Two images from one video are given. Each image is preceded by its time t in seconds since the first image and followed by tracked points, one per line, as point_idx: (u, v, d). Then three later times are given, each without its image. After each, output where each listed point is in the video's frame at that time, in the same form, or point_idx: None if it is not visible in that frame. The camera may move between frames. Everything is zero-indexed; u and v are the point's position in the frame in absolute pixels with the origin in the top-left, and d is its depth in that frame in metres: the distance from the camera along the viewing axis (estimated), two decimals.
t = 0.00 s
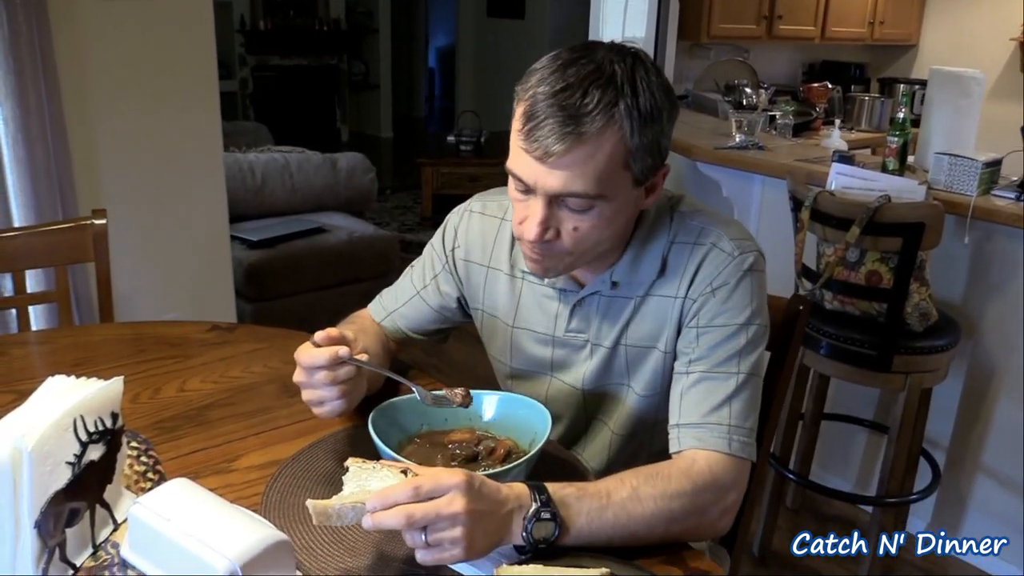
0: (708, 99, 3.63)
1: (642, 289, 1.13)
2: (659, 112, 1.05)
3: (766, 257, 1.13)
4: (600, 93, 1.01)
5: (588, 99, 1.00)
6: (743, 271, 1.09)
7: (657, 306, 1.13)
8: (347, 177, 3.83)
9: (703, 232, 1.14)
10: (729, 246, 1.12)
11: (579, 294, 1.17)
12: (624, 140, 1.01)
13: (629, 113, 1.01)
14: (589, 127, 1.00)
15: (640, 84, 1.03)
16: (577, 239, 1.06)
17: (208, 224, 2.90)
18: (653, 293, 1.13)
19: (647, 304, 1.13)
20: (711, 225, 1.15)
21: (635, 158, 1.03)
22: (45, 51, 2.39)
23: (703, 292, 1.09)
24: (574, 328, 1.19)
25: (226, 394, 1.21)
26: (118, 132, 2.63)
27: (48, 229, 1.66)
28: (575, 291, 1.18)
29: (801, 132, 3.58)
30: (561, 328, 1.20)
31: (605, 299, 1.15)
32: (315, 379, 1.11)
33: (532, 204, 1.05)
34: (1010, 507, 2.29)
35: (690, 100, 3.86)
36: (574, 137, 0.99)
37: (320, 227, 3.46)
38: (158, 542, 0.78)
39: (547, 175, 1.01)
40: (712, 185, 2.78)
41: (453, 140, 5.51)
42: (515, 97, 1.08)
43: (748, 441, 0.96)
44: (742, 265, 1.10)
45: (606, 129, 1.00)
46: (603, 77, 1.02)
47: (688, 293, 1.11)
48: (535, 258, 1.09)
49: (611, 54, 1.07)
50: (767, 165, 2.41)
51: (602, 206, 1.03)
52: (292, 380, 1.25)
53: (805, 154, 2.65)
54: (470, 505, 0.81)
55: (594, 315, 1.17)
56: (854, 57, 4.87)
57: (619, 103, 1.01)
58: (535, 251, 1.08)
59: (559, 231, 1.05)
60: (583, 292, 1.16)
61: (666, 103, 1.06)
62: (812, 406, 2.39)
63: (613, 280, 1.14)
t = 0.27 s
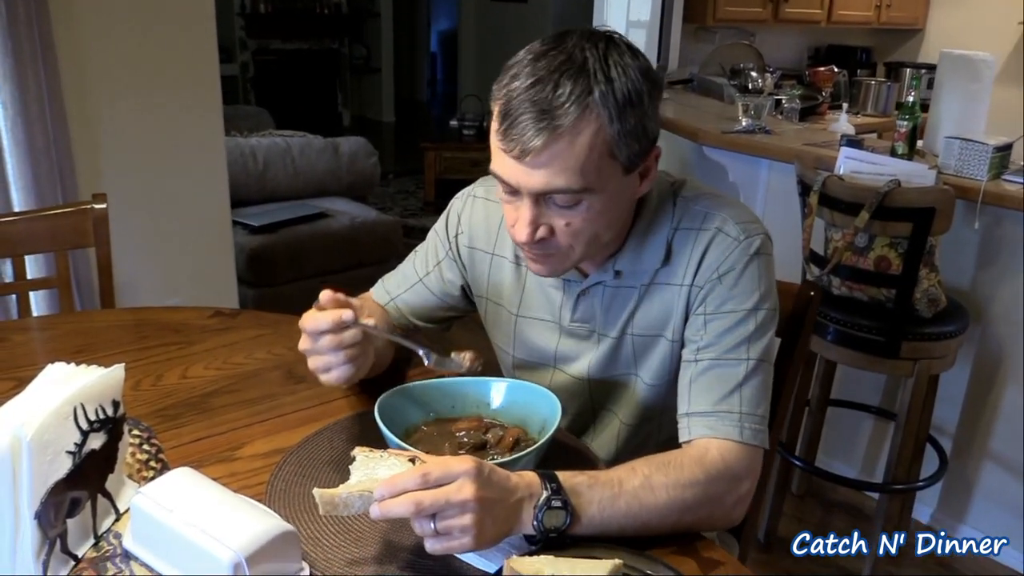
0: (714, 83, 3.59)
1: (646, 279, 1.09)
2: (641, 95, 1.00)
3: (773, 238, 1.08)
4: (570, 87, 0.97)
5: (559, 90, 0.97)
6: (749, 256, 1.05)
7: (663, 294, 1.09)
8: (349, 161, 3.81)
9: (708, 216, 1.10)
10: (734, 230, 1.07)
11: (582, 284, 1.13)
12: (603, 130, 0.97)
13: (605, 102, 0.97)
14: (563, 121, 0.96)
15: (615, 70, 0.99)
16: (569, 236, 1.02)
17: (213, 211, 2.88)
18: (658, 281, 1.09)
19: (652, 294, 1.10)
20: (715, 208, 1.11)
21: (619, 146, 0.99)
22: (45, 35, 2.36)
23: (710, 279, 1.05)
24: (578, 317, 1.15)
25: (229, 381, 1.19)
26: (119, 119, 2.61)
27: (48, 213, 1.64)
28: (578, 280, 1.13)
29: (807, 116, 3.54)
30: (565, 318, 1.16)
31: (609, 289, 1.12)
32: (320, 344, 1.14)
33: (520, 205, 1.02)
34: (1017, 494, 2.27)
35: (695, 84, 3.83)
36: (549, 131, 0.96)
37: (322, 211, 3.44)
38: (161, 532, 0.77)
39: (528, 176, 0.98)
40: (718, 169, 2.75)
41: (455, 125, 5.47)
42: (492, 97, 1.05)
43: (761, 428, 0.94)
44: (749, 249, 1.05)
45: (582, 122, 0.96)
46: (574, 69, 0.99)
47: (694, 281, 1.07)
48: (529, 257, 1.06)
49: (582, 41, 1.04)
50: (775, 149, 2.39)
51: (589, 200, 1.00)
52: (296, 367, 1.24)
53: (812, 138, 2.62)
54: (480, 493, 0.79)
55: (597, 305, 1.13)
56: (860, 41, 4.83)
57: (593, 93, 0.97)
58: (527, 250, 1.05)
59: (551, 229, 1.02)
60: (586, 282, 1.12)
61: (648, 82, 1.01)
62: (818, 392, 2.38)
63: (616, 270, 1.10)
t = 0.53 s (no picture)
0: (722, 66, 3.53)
1: (654, 269, 1.03)
2: (618, 73, 0.93)
3: (788, 222, 1.01)
4: (539, 62, 0.91)
5: (526, 69, 0.91)
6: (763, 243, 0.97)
7: (673, 286, 1.02)
8: (352, 146, 3.76)
9: (718, 202, 1.02)
10: (747, 216, 1.00)
11: (586, 276, 1.07)
12: (575, 108, 0.91)
13: (576, 78, 0.91)
14: (530, 98, 0.90)
15: (588, 46, 0.92)
16: (550, 226, 0.96)
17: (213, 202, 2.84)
18: (666, 272, 1.03)
19: (662, 285, 1.03)
20: (726, 192, 1.03)
21: (595, 127, 0.92)
22: (41, 21, 2.31)
23: (723, 268, 0.98)
24: (582, 312, 1.08)
25: (230, 373, 1.15)
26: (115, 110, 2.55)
27: (46, 200, 1.60)
28: (582, 274, 1.07)
29: (817, 99, 3.49)
30: (570, 311, 1.09)
31: (614, 280, 1.05)
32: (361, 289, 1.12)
33: (498, 193, 0.95)
34: None
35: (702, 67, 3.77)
36: (514, 112, 0.90)
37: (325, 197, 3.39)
38: (161, 535, 0.73)
39: (500, 159, 0.92)
40: (728, 153, 2.70)
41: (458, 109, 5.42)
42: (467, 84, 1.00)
43: (784, 424, 0.89)
44: (763, 235, 0.98)
45: (551, 99, 0.90)
46: (542, 45, 0.93)
47: (707, 271, 1.00)
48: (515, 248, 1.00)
49: (559, 20, 0.97)
50: (787, 133, 2.34)
51: (569, 184, 0.93)
52: (301, 358, 1.20)
53: (824, 122, 2.57)
54: (495, 490, 0.75)
55: (602, 297, 1.06)
56: (869, 23, 4.75)
57: (562, 69, 0.91)
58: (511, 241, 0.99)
59: (531, 218, 0.95)
60: (590, 275, 1.06)
61: (628, 59, 0.94)
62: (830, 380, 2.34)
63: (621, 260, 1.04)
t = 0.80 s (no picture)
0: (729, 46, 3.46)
1: (667, 257, 0.96)
2: (593, 48, 0.86)
3: (811, 206, 0.93)
4: (502, 42, 0.85)
5: (490, 49, 0.85)
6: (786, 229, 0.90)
7: (687, 274, 0.95)
8: (351, 128, 3.69)
9: (736, 184, 0.95)
10: (768, 200, 0.92)
11: (592, 263, 1.00)
12: (543, 87, 0.84)
13: (542, 55, 0.84)
14: (492, 80, 0.84)
15: (556, 21, 0.86)
16: (533, 215, 0.89)
17: (216, 201, 2.65)
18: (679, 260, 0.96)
19: (676, 273, 0.96)
20: (744, 174, 0.96)
21: (568, 107, 0.85)
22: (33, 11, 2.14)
23: (744, 255, 0.91)
24: (588, 301, 1.01)
25: (225, 365, 1.10)
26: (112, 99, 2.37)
27: (36, 183, 1.54)
28: (588, 260, 1.00)
29: (826, 80, 3.42)
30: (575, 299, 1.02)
31: (623, 267, 0.98)
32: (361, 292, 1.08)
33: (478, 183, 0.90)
34: None
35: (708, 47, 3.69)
36: (478, 96, 0.84)
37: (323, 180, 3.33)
38: (149, 545, 0.69)
39: (471, 147, 0.86)
40: (736, 134, 2.64)
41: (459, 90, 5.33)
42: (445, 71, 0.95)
43: (812, 420, 0.84)
44: (786, 221, 0.90)
45: (517, 78, 0.83)
46: (511, 23, 0.87)
47: (725, 259, 0.93)
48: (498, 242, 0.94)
49: None
50: (798, 114, 2.28)
51: (545, 170, 0.86)
52: (299, 349, 1.15)
53: (836, 103, 2.50)
54: (509, 496, 0.70)
55: (610, 286, 0.99)
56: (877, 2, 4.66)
57: (527, 46, 0.84)
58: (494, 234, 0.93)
59: (513, 207, 0.89)
60: (597, 262, 0.99)
61: (604, 32, 0.87)
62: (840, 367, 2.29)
63: (630, 246, 0.96)
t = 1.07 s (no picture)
0: (716, 25, 3.41)
1: (670, 240, 0.91)
2: None
3: (823, 189, 0.89)
4: None
5: None
6: (796, 214, 0.86)
7: (691, 258, 0.91)
8: (332, 109, 3.61)
9: (744, 164, 0.90)
10: (779, 181, 0.88)
11: (590, 244, 0.95)
12: (545, 21, 0.80)
13: None
14: (490, 18, 0.79)
15: None
16: (542, 166, 0.84)
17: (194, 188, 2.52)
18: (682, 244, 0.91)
19: (679, 257, 0.91)
20: (752, 154, 0.91)
21: (572, 42, 0.81)
22: None
23: (751, 240, 0.86)
24: (585, 284, 0.97)
25: (203, 359, 1.05)
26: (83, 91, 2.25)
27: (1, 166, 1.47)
28: (586, 240, 0.95)
29: (814, 60, 3.37)
30: (573, 282, 0.98)
31: (623, 251, 0.93)
32: (301, 331, 0.97)
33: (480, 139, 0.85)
34: None
35: (695, 26, 3.63)
36: (478, 36, 0.80)
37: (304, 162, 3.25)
38: (122, 561, 0.63)
39: (474, 94, 0.81)
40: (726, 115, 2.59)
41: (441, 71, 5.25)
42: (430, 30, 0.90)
43: (821, 415, 0.80)
44: (797, 204, 0.86)
45: (516, 14, 0.79)
46: None
47: (732, 244, 0.88)
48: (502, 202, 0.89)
49: None
50: (790, 94, 2.23)
51: (554, 112, 0.82)
52: (281, 341, 1.09)
53: (827, 83, 2.46)
54: (508, 506, 0.66)
55: (609, 270, 0.95)
56: None
57: None
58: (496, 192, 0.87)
59: (520, 159, 0.84)
60: (595, 243, 0.94)
61: None
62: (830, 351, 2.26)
63: (630, 229, 0.92)
